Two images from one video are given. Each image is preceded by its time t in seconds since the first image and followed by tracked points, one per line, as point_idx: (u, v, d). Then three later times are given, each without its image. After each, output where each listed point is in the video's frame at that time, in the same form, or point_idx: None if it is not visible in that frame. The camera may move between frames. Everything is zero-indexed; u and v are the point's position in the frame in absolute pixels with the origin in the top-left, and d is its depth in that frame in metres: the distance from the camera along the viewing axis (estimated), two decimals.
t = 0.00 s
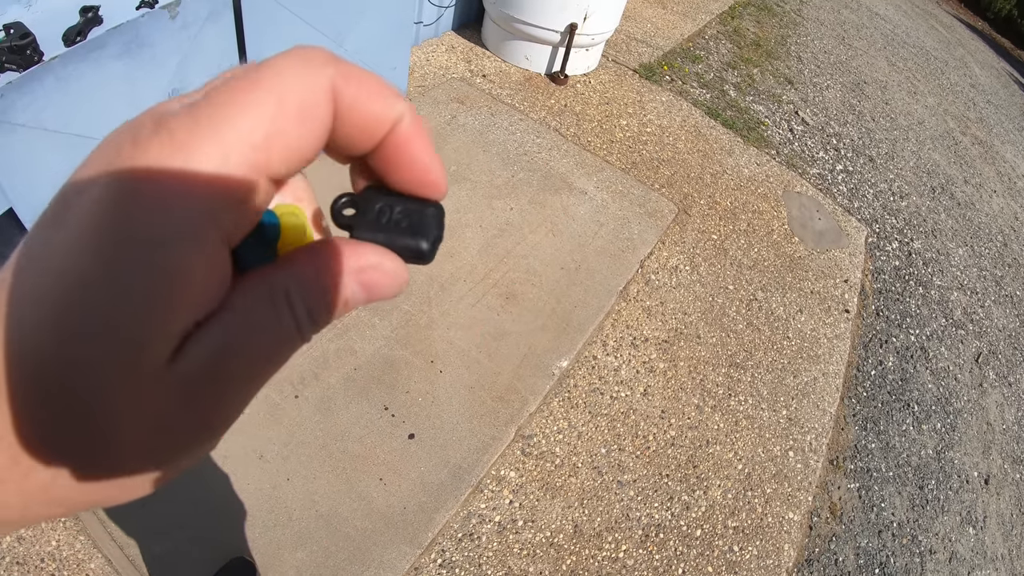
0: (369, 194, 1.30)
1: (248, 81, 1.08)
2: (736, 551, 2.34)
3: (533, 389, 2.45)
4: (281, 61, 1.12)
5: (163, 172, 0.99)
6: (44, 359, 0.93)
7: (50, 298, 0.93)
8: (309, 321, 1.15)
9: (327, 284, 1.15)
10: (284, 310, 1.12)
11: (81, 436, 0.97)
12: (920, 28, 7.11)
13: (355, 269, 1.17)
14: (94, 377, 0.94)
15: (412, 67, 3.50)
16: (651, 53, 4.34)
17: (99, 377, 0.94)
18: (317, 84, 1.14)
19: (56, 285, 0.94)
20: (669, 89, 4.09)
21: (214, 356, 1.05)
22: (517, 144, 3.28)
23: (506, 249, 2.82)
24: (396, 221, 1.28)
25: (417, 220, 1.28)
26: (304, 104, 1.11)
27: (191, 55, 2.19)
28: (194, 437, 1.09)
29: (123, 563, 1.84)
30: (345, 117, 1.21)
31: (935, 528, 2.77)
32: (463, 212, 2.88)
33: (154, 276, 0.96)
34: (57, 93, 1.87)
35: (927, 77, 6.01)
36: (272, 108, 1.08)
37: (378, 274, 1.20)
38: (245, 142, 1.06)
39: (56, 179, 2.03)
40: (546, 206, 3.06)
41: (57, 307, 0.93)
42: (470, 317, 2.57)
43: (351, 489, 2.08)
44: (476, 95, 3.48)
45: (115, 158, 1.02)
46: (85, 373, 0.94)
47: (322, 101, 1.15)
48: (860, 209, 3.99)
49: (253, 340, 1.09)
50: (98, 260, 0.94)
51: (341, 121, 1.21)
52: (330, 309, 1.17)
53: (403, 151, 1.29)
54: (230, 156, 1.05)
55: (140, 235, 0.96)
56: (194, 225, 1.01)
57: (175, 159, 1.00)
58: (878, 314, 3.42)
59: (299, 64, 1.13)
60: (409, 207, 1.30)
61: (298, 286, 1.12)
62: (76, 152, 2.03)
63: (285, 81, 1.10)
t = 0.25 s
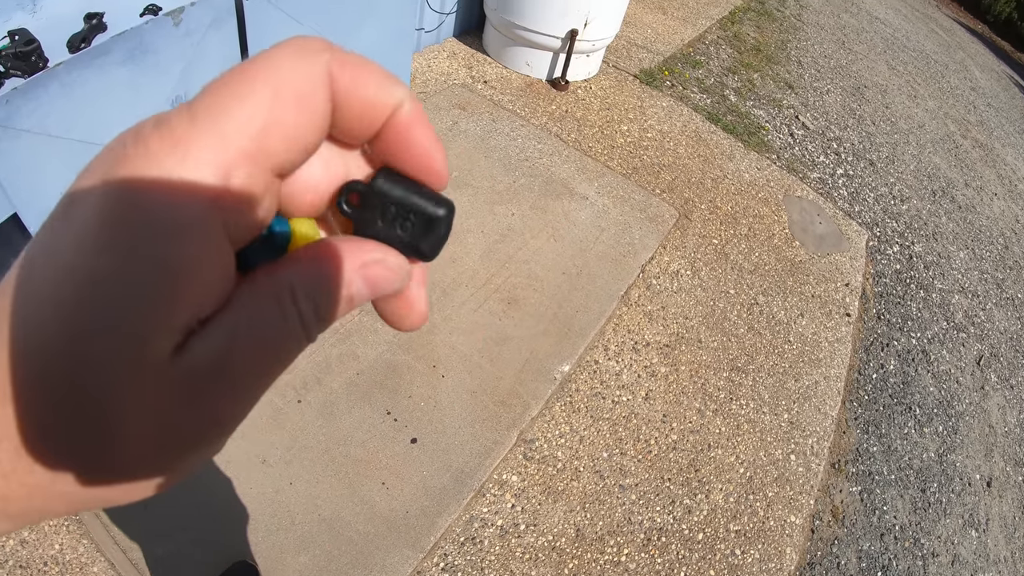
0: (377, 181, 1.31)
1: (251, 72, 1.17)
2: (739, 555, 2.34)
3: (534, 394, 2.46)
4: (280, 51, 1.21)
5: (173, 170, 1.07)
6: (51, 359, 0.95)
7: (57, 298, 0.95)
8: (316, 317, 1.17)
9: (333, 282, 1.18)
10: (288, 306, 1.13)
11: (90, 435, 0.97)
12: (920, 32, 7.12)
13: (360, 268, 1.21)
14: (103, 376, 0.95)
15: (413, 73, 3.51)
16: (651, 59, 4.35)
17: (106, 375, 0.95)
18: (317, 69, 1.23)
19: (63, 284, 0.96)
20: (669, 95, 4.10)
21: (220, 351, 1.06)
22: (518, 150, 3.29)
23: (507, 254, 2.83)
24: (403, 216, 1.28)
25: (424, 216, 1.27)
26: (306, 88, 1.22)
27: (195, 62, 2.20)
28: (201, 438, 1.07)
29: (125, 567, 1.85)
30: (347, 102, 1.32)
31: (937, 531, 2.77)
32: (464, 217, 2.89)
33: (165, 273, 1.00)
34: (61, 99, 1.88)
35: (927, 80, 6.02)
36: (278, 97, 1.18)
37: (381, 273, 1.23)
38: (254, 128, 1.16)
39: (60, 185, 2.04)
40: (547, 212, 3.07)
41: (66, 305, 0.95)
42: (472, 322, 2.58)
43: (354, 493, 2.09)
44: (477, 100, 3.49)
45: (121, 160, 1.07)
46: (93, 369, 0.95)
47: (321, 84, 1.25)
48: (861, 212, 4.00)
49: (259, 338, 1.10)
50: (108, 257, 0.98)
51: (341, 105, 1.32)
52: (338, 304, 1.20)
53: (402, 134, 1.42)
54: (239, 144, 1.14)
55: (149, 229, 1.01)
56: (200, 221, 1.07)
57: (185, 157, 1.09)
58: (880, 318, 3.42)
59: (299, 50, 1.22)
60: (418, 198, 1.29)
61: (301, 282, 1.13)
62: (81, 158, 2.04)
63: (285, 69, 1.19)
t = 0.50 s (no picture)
0: (409, 203, 1.21)
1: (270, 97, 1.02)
2: (742, 558, 2.34)
3: (537, 398, 2.46)
4: (304, 66, 1.06)
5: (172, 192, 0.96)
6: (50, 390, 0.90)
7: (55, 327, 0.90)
8: (327, 341, 1.09)
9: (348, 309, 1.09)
10: (297, 329, 1.06)
11: (96, 462, 0.94)
12: (920, 35, 7.13)
13: (377, 293, 1.12)
14: (106, 405, 0.91)
15: (416, 79, 3.53)
16: (652, 64, 4.36)
17: (108, 405, 0.91)
18: (344, 95, 1.08)
19: (58, 312, 0.90)
20: (671, 99, 4.11)
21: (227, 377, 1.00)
22: (520, 154, 3.30)
23: (509, 259, 2.84)
24: (429, 240, 1.18)
25: (452, 245, 1.19)
26: (330, 117, 1.06)
27: (198, 67, 2.21)
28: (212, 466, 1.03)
29: (128, 571, 1.85)
30: (377, 128, 1.16)
31: (940, 533, 2.77)
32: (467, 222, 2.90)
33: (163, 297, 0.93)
34: (66, 105, 1.88)
35: (928, 83, 6.03)
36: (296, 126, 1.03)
37: (400, 298, 1.14)
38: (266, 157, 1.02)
39: (64, 189, 2.04)
40: (549, 216, 3.08)
41: (64, 334, 0.90)
42: (474, 327, 2.59)
43: (356, 497, 2.09)
44: (479, 105, 3.50)
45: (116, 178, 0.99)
46: (95, 400, 0.90)
47: (349, 113, 1.09)
48: (862, 216, 4.00)
49: (267, 363, 1.03)
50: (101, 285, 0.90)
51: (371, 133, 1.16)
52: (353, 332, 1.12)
53: (437, 168, 1.26)
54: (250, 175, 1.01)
55: (147, 256, 0.92)
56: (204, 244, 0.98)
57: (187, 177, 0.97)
58: (882, 321, 3.43)
59: (326, 70, 1.06)
60: (447, 225, 1.20)
61: (310, 304, 1.06)
62: (85, 163, 2.05)
63: (311, 96, 1.04)
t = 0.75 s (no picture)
0: (393, 234, 0.93)
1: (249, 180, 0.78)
2: (745, 560, 2.34)
3: (541, 401, 2.47)
4: (287, 143, 0.81)
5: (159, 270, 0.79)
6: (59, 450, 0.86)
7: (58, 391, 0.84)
8: (322, 396, 0.97)
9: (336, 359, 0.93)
10: (293, 385, 0.95)
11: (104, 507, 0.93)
12: (921, 38, 7.14)
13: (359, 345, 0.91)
14: (111, 471, 0.87)
15: (418, 83, 3.55)
16: (654, 67, 4.38)
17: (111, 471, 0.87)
18: (337, 173, 0.83)
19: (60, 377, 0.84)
20: (672, 103, 4.12)
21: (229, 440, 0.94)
22: (522, 158, 3.32)
23: (512, 262, 2.85)
24: (414, 277, 0.92)
25: (441, 283, 0.93)
26: (321, 206, 0.82)
27: (202, 71, 2.20)
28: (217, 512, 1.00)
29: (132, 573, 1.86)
30: (376, 203, 0.90)
31: (943, 536, 2.77)
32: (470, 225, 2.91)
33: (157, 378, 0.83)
34: (70, 108, 1.88)
35: (929, 86, 6.04)
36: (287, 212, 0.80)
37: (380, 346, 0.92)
38: (255, 245, 0.81)
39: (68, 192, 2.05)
40: (552, 220, 3.09)
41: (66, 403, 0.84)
42: (478, 330, 2.60)
43: (360, 500, 2.10)
44: (482, 109, 3.52)
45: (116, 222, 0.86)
46: (100, 466, 0.86)
47: (343, 199, 0.85)
48: (864, 218, 4.01)
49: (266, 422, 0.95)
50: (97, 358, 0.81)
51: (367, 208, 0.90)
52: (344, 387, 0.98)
53: (441, 234, 0.96)
54: (238, 267, 0.81)
55: (136, 340, 0.80)
56: (200, 321, 0.83)
57: (174, 250, 0.79)
58: (884, 323, 3.43)
59: (315, 149, 0.81)
60: (436, 260, 0.94)
61: (304, 360, 0.93)
62: (89, 166, 2.05)
63: (295, 169, 0.80)
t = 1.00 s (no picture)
0: (399, 237, 0.91)
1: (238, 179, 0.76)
2: (748, 563, 2.34)
3: (543, 404, 2.47)
4: (283, 143, 0.78)
5: (153, 273, 0.78)
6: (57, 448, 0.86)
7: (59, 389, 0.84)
8: (319, 407, 0.93)
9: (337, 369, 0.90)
10: (287, 393, 0.92)
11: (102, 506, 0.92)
12: (923, 40, 7.14)
13: (360, 355, 0.89)
14: (106, 471, 0.87)
15: (420, 86, 3.55)
16: (656, 70, 4.38)
17: (107, 470, 0.87)
18: (334, 172, 0.81)
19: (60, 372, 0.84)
20: (674, 105, 4.13)
21: (223, 448, 0.91)
22: (524, 161, 3.32)
23: (515, 265, 2.85)
24: (419, 281, 0.90)
25: (448, 290, 0.91)
26: (317, 203, 0.79)
27: (205, 73, 2.21)
28: (215, 521, 0.98)
29: None
30: (374, 202, 0.87)
31: (947, 538, 2.77)
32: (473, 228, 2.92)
33: (149, 381, 0.82)
34: (73, 110, 1.88)
35: (931, 88, 6.04)
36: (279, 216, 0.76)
37: (380, 353, 0.88)
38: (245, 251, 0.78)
39: (70, 193, 2.02)
40: (555, 222, 3.09)
41: (65, 401, 0.84)
42: (480, 333, 2.60)
43: (362, 502, 2.10)
44: (484, 112, 3.52)
45: (119, 224, 0.86)
46: (96, 464, 0.86)
47: (340, 197, 0.83)
48: (866, 221, 4.01)
49: (259, 429, 0.92)
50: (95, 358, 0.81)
51: (363, 205, 0.87)
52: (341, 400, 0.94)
53: (444, 237, 0.94)
54: (228, 274, 0.79)
55: (131, 339, 0.80)
56: (189, 325, 0.81)
57: (170, 251, 0.78)
58: (887, 325, 3.43)
59: (309, 147, 0.79)
60: (443, 265, 0.92)
61: (300, 366, 0.90)
62: (93, 169, 2.04)
63: (289, 171, 0.77)
